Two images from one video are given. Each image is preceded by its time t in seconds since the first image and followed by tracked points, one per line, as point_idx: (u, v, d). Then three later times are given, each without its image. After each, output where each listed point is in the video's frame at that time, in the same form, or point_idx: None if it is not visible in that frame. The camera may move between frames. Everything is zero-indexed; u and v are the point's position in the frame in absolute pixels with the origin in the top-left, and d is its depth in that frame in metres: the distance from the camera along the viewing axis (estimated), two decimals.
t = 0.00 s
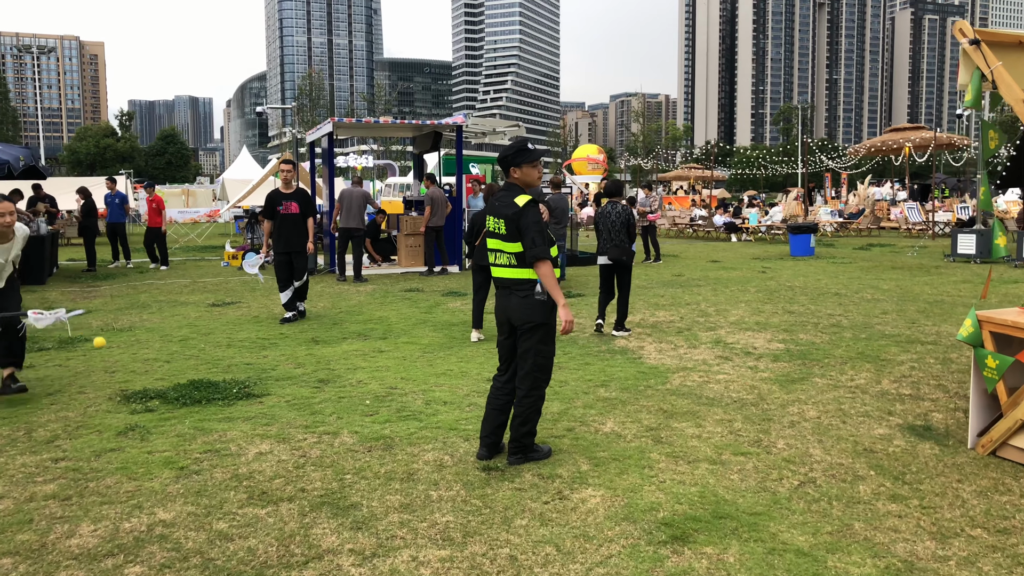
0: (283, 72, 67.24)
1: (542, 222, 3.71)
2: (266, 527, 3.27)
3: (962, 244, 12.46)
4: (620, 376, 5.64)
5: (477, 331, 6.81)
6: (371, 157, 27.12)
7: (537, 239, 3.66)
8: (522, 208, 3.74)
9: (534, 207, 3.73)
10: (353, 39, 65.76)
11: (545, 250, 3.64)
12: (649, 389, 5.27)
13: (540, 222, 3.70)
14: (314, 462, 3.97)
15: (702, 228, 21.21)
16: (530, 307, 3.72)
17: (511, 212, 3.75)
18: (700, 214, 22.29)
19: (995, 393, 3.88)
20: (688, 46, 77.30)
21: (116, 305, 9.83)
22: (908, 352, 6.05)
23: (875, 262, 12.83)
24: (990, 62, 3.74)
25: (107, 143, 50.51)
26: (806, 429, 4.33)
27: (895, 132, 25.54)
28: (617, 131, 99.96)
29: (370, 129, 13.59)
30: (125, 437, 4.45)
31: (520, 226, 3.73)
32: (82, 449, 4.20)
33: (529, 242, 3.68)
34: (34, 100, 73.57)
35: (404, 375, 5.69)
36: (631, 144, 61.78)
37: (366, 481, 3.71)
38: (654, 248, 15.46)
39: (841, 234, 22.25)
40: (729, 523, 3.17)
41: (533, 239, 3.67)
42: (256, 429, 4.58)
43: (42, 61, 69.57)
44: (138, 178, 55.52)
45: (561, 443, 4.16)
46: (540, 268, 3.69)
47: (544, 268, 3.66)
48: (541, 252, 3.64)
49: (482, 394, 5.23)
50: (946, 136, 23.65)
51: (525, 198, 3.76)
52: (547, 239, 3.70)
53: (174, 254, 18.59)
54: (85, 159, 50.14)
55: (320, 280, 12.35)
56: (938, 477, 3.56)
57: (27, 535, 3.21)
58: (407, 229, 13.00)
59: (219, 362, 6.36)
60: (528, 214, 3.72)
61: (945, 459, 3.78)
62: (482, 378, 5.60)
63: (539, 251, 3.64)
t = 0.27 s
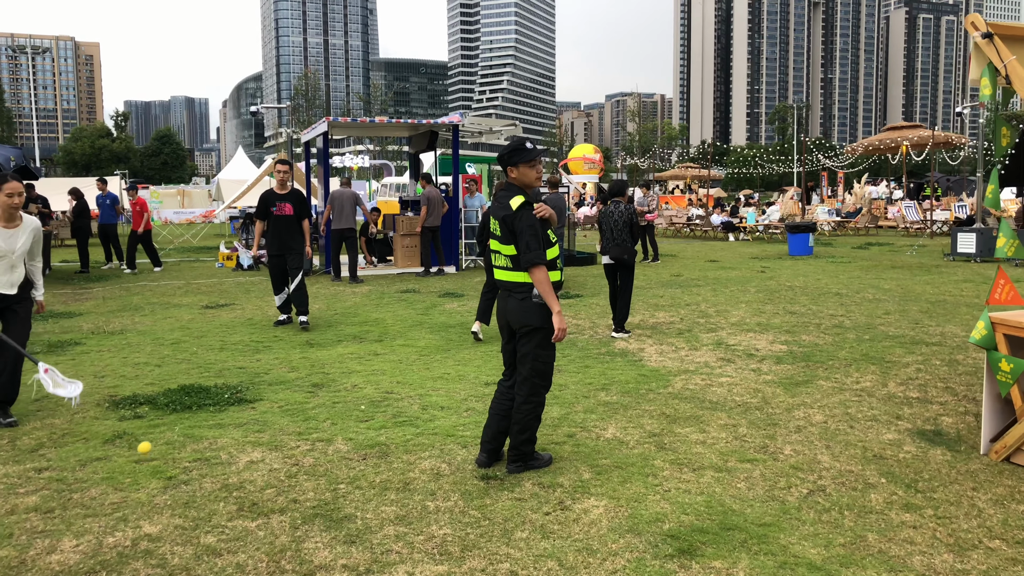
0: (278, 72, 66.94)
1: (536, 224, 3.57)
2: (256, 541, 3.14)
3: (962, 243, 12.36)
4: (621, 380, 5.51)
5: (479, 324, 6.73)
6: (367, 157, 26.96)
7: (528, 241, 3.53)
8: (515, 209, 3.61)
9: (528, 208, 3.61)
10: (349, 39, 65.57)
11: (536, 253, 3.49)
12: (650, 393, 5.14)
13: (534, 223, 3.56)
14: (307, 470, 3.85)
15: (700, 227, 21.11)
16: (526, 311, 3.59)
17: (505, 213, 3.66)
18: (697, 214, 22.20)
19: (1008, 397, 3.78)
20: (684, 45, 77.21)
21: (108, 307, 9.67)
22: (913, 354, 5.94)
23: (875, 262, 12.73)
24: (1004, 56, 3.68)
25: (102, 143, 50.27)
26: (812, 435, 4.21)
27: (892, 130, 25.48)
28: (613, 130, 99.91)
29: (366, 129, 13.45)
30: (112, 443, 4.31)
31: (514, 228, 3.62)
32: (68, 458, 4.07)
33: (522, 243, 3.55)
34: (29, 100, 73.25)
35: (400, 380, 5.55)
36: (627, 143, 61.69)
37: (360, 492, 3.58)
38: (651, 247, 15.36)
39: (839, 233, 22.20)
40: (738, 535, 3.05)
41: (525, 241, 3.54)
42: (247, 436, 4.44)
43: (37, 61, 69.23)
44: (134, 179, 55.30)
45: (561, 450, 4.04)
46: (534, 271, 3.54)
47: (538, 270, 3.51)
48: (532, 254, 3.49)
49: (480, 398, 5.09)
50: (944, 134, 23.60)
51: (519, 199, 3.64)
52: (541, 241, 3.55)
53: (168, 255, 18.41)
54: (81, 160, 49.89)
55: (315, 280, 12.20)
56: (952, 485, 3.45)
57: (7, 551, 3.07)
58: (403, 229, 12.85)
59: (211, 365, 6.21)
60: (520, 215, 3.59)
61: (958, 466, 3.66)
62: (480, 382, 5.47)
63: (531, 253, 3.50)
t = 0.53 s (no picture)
0: (275, 71, 66.64)
1: (537, 223, 3.43)
2: (245, 555, 2.99)
3: (964, 243, 12.26)
4: (623, 384, 5.37)
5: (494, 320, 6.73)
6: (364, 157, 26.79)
7: (528, 241, 3.38)
8: (518, 207, 3.47)
9: (530, 207, 3.46)
10: (346, 39, 65.34)
11: (537, 253, 3.34)
12: (653, 397, 5.00)
13: (535, 222, 3.41)
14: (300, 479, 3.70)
15: (699, 227, 20.98)
16: (528, 314, 3.44)
17: (505, 212, 3.52)
18: (696, 214, 22.08)
19: None
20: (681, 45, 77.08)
21: (99, 308, 9.48)
22: (921, 356, 5.81)
23: (876, 263, 12.60)
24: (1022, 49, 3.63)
25: (98, 143, 49.96)
26: (822, 441, 4.08)
27: (892, 130, 25.39)
28: (610, 131, 99.83)
29: (363, 128, 13.30)
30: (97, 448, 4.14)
31: (515, 228, 3.48)
32: (51, 464, 3.90)
33: (523, 242, 3.40)
34: (24, 99, 72.88)
35: (396, 384, 5.40)
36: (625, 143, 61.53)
37: (354, 502, 3.43)
38: (651, 248, 15.23)
39: (839, 233, 22.10)
40: (750, 549, 2.91)
41: (526, 241, 3.39)
42: (237, 442, 4.28)
43: (32, 60, 68.85)
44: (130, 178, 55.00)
45: (564, 458, 3.90)
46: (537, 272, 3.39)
47: (541, 271, 3.36)
48: (533, 254, 3.34)
49: (479, 402, 4.94)
50: (944, 133, 23.52)
51: (520, 197, 3.50)
52: (544, 241, 3.40)
53: (163, 254, 18.21)
54: (76, 159, 49.58)
55: (310, 280, 12.02)
56: (971, 494, 3.31)
57: None
58: (400, 229, 12.69)
59: (202, 367, 6.05)
60: (521, 213, 3.46)
61: (975, 474, 3.52)
62: (478, 385, 5.32)
63: (532, 254, 3.35)
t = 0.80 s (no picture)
0: (273, 70, 66.38)
1: (542, 222, 3.29)
2: (237, 571, 2.85)
3: (970, 242, 12.14)
4: (628, 387, 5.23)
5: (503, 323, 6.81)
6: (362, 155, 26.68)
7: (533, 241, 3.25)
8: (523, 206, 3.34)
9: (535, 204, 3.33)
10: (345, 38, 65.14)
11: (542, 253, 3.21)
12: (660, 401, 4.86)
13: (540, 221, 3.28)
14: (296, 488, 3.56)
15: (700, 226, 20.85)
16: (534, 317, 3.31)
17: (508, 211, 3.39)
18: (696, 212, 21.96)
19: None
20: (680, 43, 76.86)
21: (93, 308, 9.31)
22: (933, 358, 5.68)
23: (880, 262, 12.47)
24: None
25: (96, 141, 49.74)
26: (836, 447, 3.94)
27: (893, 128, 25.27)
28: (609, 130, 99.69)
29: (360, 125, 13.14)
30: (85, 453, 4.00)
31: (519, 228, 3.34)
32: (36, 472, 3.75)
33: (529, 243, 3.27)
34: (22, 98, 72.63)
35: (396, 387, 5.25)
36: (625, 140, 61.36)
37: (353, 513, 3.30)
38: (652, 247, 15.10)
39: (840, 231, 21.96)
40: (767, 563, 2.77)
41: (530, 241, 3.26)
42: (232, 447, 4.14)
43: (30, 58, 68.60)
44: (127, 176, 54.76)
45: (569, 466, 3.76)
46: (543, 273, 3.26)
47: (547, 272, 3.22)
48: (538, 254, 3.21)
49: (480, 406, 4.80)
50: (947, 130, 23.40)
51: (523, 195, 3.36)
52: (549, 241, 3.27)
53: (160, 253, 18.01)
54: (74, 158, 49.39)
55: (309, 280, 11.86)
56: (994, 505, 3.18)
57: None
58: (399, 228, 12.56)
59: (197, 369, 5.89)
60: (526, 214, 3.32)
61: (997, 483, 3.39)
62: (479, 388, 5.18)
63: (537, 254, 3.21)
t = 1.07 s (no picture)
0: (264, 68, 65.96)
1: (540, 219, 3.20)
2: None
3: (964, 240, 12.12)
4: (627, 388, 5.12)
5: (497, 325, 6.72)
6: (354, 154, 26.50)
7: (531, 239, 3.16)
8: (520, 204, 3.23)
9: (532, 201, 3.23)
10: (336, 36, 64.81)
11: (541, 253, 3.12)
12: (659, 403, 4.76)
13: (539, 218, 3.19)
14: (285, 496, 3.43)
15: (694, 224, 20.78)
16: (533, 319, 3.23)
17: (506, 208, 3.28)
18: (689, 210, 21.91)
19: None
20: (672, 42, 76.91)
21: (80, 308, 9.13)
22: (934, 358, 5.59)
23: (876, 261, 12.41)
24: None
25: (85, 139, 49.26)
26: (841, 451, 3.85)
27: (886, 126, 25.29)
28: (601, 129, 99.76)
29: (352, 122, 12.95)
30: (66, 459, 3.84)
31: (517, 226, 3.24)
32: (15, 480, 3.60)
33: (527, 243, 3.18)
34: (10, 96, 71.93)
35: (388, 389, 5.12)
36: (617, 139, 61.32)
37: (344, 522, 3.18)
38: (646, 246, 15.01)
39: (834, 230, 21.93)
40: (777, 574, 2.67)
41: (529, 239, 3.16)
42: (219, 451, 4.00)
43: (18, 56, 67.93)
44: (117, 175, 54.28)
45: (567, 471, 3.65)
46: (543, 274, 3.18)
47: (546, 272, 3.14)
48: (536, 254, 3.13)
49: (475, 407, 4.67)
50: (939, 128, 23.43)
51: (521, 191, 3.26)
52: (548, 239, 3.18)
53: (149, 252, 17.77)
54: (62, 156, 48.93)
55: (300, 279, 11.70)
56: (1006, 511, 3.09)
57: None
58: (391, 226, 12.42)
59: (185, 369, 5.74)
60: (523, 212, 3.23)
61: (1008, 488, 3.30)
62: (474, 389, 5.05)
63: (536, 253, 3.13)
